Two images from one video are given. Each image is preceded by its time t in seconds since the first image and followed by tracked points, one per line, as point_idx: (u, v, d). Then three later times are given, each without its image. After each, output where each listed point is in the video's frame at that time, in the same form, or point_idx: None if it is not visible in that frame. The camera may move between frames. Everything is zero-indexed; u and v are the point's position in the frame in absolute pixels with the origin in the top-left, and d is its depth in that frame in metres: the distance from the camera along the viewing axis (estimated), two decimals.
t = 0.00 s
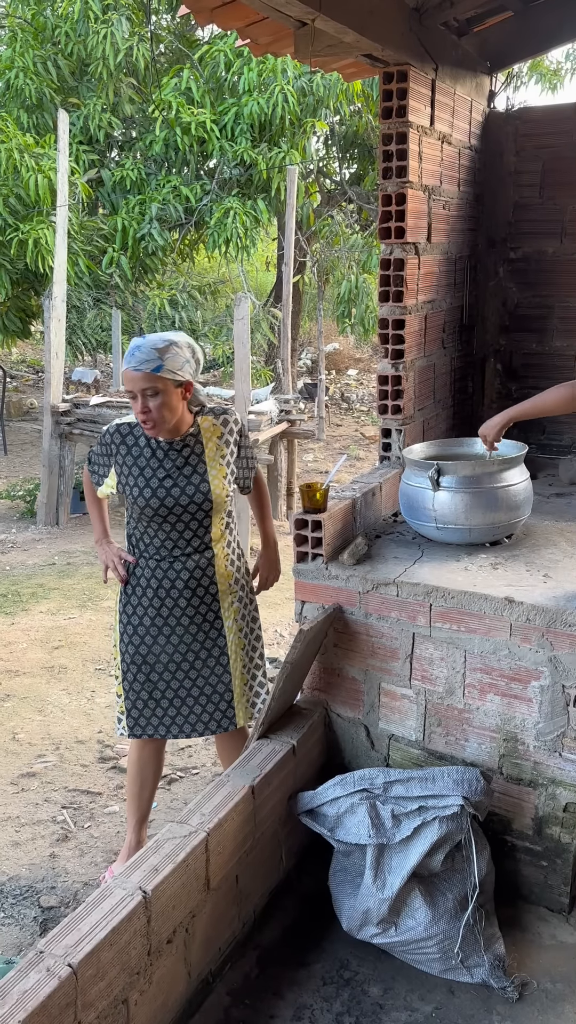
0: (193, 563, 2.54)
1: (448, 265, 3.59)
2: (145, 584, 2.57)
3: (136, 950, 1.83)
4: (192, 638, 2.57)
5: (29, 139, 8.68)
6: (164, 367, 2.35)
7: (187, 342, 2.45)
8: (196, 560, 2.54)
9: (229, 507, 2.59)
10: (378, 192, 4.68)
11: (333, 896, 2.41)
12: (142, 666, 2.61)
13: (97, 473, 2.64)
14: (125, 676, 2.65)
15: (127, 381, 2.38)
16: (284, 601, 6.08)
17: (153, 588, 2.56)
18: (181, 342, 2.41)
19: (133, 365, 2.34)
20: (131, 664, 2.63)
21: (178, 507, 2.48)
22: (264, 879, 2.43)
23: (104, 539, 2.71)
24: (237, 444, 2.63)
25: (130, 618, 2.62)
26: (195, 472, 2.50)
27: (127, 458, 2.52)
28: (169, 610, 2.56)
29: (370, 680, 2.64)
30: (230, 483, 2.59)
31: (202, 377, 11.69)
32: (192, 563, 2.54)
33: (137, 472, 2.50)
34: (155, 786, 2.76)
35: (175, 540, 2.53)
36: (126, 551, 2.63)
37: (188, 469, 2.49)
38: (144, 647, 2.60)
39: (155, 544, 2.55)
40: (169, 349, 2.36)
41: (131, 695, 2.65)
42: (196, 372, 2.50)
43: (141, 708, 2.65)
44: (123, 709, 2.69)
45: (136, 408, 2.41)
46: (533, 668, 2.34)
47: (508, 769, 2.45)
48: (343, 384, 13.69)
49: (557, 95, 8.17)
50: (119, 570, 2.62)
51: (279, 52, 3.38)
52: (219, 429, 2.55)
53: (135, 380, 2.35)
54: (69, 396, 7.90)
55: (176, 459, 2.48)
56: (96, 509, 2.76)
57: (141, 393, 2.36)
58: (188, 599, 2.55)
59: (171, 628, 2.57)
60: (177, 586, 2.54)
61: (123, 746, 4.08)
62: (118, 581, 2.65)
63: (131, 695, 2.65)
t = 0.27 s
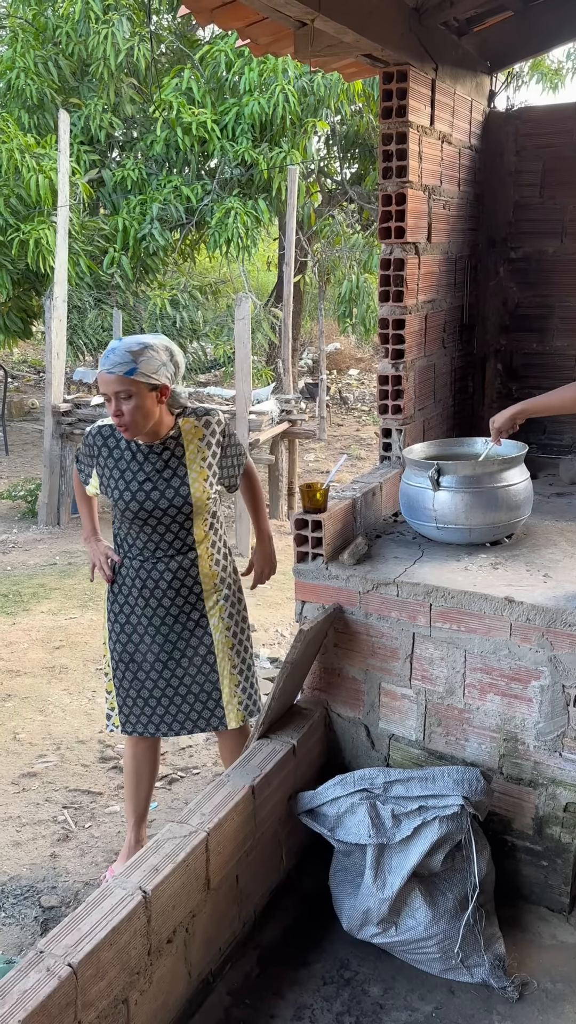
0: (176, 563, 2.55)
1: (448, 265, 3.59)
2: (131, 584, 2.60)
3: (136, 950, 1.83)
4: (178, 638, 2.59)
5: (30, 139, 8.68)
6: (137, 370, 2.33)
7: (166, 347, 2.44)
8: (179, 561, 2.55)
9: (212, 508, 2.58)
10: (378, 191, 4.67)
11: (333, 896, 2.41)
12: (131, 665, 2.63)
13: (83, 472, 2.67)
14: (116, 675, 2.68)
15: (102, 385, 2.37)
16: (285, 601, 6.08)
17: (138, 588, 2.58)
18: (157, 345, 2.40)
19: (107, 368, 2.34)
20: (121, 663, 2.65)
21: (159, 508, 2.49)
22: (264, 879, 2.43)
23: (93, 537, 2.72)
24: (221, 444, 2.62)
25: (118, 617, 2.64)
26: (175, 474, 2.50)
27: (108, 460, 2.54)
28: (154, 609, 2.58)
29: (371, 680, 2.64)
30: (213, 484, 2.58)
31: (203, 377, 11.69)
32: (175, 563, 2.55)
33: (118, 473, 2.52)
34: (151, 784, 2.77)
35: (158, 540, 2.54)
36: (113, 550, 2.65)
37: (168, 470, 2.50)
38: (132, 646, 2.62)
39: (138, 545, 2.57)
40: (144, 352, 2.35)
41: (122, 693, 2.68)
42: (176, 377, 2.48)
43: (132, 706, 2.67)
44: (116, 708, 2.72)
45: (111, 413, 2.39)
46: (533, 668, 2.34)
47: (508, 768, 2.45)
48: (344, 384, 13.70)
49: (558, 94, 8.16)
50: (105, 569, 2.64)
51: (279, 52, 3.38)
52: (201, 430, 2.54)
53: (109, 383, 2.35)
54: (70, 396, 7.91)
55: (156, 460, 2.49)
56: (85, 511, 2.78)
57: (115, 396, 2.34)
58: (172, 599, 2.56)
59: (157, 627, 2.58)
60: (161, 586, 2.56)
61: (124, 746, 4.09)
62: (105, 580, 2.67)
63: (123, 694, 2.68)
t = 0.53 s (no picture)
0: (181, 563, 2.56)
1: (450, 265, 3.59)
2: (137, 581, 2.61)
3: (138, 949, 1.84)
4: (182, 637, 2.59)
5: (31, 138, 8.68)
6: (140, 373, 2.33)
7: (172, 350, 2.43)
8: (184, 561, 2.56)
9: (219, 509, 2.58)
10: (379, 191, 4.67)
11: (334, 895, 2.41)
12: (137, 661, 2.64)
13: (92, 470, 2.69)
14: (122, 671, 2.69)
15: (106, 385, 2.38)
16: (286, 601, 6.08)
17: (145, 586, 2.59)
18: (162, 348, 2.40)
19: (110, 369, 2.34)
20: (126, 658, 2.67)
21: (165, 508, 2.50)
22: (266, 878, 2.43)
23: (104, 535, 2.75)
24: (228, 447, 2.63)
25: (124, 614, 2.65)
26: (182, 474, 2.50)
27: (116, 460, 2.55)
28: (159, 608, 2.58)
29: (372, 680, 2.64)
30: (219, 485, 2.58)
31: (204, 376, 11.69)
32: (180, 563, 2.55)
33: (125, 472, 2.53)
34: (155, 783, 2.77)
35: (163, 540, 2.55)
36: (121, 549, 2.68)
37: (174, 471, 2.50)
38: (137, 643, 2.63)
39: (145, 544, 2.58)
40: (148, 355, 2.35)
41: (127, 689, 2.69)
42: (181, 380, 2.47)
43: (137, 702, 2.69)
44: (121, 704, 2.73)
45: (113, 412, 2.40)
46: (535, 668, 2.35)
47: (509, 768, 2.45)
48: (345, 384, 13.70)
49: (559, 93, 8.17)
50: (114, 568, 2.67)
51: (280, 52, 3.38)
52: (208, 431, 2.55)
53: (112, 382, 2.35)
54: (71, 396, 7.91)
55: (162, 460, 2.49)
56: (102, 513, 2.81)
57: (117, 397, 2.35)
58: (176, 599, 2.57)
59: (161, 625, 2.59)
60: (166, 585, 2.56)
61: (126, 745, 4.09)
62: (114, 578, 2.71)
63: (128, 690, 2.69)
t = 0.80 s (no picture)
0: (182, 560, 2.55)
1: (452, 263, 3.58)
2: (140, 575, 2.62)
3: (139, 947, 1.84)
4: (184, 632, 2.60)
5: (32, 137, 8.67)
6: (152, 363, 2.37)
7: (188, 348, 2.48)
8: (185, 559, 2.55)
9: (222, 509, 2.55)
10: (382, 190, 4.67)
11: (336, 894, 2.40)
12: (138, 655, 2.65)
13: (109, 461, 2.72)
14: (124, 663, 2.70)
15: (118, 374, 2.42)
16: (288, 600, 6.08)
17: (146, 581, 2.60)
18: (177, 344, 2.44)
19: (123, 357, 2.38)
20: (128, 652, 2.67)
21: (165, 504, 2.50)
22: (267, 876, 2.43)
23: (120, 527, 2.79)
24: (236, 447, 2.58)
25: (128, 606, 2.66)
26: (184, 471, 2.50)
27: (124, 452, 2.56)
28: (161, 602, 2.59)
29: (374, 679, 2.64)
30: (224, 486, 2.55)
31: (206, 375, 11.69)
32: (181, 560, 2.55)
33: (131, 465, 2.54)
34: (159, 780, 2.77)
35: (165, 535, 2.55)
36: (131, 543, 2.73)
37: (177, 467, 2.50)
38: (138, 637, 2.63)
39: (149, 538, 2.59)
40: (161, 348, 2.39)
41: (129, 683, 2.70)
42: (193, 379, 2.51)
43: (137, 696, 2.68)
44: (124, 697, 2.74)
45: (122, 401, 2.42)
46: (537, 667, 2.34)
47: (511, 767, 2.44)
48: (347, 383, 13.70)
49: (561, 91, 8.15)
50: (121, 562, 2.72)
51: (282, 50, 3.38)
52: (215, 429, 2.53)
53: (124, 371, 2.38)
54: (73, 395, 7.91)
55: (165, 455, 2.50)
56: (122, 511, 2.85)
57: (127, 385, 2.38)
58: (177, 594, 2.57)
59: (163, 620, 2.60)
60: (167, 580, 2.57)
61: (127, 743, 4.09)
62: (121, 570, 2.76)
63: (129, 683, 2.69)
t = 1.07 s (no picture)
0: (177, 558, 2.55)
1: (454, 261, 3.58)
2: (136, 573, 2.63)
3: (141, 945, 1.84)
4: (178, 631, 2.60)
5: (34, 135, 8.66)
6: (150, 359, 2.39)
7: (192, 347, 2.49)
8: (179, 556, 2.54)
9: (217, 509, 2.54)
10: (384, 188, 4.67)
11: (337, 892, 2.41)
12: (133, 652, 2.65)
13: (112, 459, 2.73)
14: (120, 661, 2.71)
15: (119, 366, 2.46)
16: (289, 599, 6.07)
17: (142, 578, 2.61)
18: (180, 342, 2.46)
19: (123, 349, 2.42)
20: (124, 649, 2.68)
21: (160, 502, 2.50)
22: (268, 874, 2.43)
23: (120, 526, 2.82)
24: (233, 446, 2.56)
25: (124, 603, 2.67)
26: (180, 467, 2.49)
27: (123, 448, 2.58)
28: (156, 600, 2.59)
29: (376, 677, 2.64)
30: (219, 485, 2.53)
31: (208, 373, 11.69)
32: (175, 558, 2.54)
33: (129, 461, 2.56)
34: (158, 778, 2.77)
35: (159, 533, 2.55)
36: (128, 542, 2.76)
37: (174, 463, 2.50)
38: (133, 633, 2.64)
39: (145, 535, 2.59)
40: (161, 345, 2.41)
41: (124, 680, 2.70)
42: (196, 380, 2.51)
43: (130, 695, 2.68)
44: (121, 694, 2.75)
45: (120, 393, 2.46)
46: (539, 666, 2.34)
47: (513, 765, 2.44)
48: (349, 381, 13.70)
49: (564, 89, 8.16)
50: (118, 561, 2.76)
51: (285, 47, 3.37)
52: (212, 427, 2.52)
53: (123, 363, 2.42)
54: (74, 393, 7.91)
55: (162, 452, 2.51)
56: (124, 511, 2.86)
57: (124, 378, 2.42)
58: (171, 593, 2.57)
59: (158, 617, 2.60)
60: (161, 578, 2.57)
61: (129, 742, 4.09)
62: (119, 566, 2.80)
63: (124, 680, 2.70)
